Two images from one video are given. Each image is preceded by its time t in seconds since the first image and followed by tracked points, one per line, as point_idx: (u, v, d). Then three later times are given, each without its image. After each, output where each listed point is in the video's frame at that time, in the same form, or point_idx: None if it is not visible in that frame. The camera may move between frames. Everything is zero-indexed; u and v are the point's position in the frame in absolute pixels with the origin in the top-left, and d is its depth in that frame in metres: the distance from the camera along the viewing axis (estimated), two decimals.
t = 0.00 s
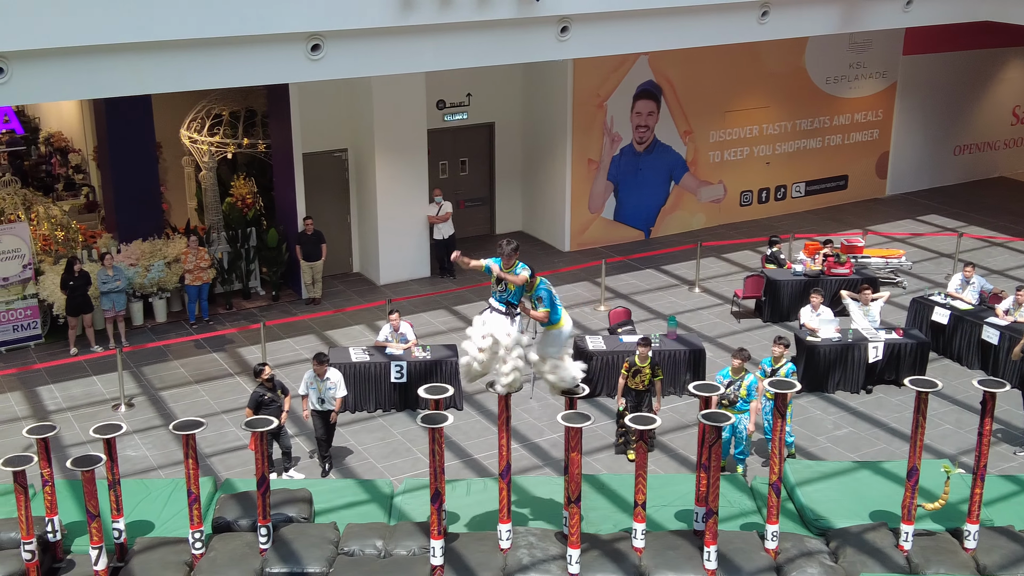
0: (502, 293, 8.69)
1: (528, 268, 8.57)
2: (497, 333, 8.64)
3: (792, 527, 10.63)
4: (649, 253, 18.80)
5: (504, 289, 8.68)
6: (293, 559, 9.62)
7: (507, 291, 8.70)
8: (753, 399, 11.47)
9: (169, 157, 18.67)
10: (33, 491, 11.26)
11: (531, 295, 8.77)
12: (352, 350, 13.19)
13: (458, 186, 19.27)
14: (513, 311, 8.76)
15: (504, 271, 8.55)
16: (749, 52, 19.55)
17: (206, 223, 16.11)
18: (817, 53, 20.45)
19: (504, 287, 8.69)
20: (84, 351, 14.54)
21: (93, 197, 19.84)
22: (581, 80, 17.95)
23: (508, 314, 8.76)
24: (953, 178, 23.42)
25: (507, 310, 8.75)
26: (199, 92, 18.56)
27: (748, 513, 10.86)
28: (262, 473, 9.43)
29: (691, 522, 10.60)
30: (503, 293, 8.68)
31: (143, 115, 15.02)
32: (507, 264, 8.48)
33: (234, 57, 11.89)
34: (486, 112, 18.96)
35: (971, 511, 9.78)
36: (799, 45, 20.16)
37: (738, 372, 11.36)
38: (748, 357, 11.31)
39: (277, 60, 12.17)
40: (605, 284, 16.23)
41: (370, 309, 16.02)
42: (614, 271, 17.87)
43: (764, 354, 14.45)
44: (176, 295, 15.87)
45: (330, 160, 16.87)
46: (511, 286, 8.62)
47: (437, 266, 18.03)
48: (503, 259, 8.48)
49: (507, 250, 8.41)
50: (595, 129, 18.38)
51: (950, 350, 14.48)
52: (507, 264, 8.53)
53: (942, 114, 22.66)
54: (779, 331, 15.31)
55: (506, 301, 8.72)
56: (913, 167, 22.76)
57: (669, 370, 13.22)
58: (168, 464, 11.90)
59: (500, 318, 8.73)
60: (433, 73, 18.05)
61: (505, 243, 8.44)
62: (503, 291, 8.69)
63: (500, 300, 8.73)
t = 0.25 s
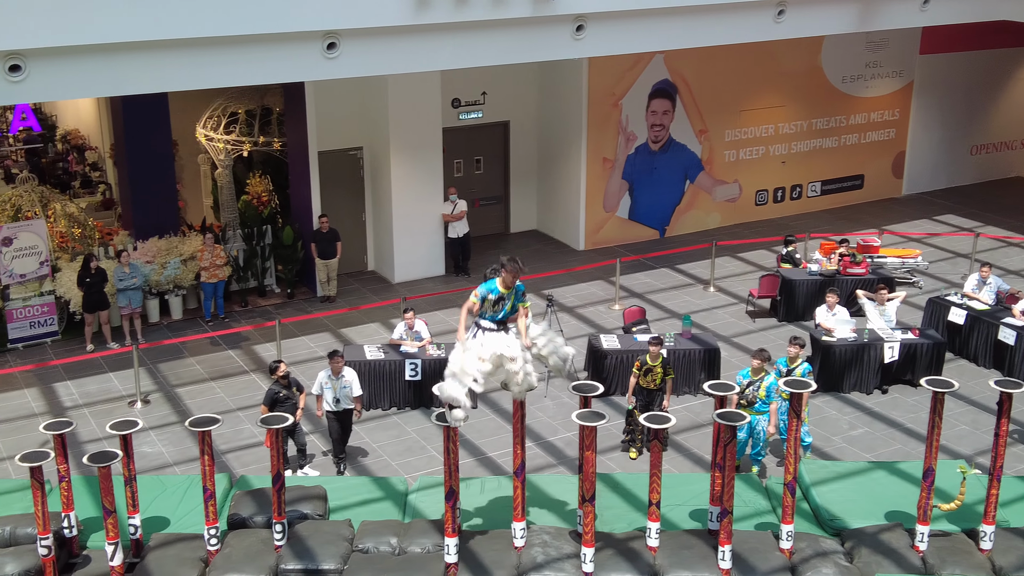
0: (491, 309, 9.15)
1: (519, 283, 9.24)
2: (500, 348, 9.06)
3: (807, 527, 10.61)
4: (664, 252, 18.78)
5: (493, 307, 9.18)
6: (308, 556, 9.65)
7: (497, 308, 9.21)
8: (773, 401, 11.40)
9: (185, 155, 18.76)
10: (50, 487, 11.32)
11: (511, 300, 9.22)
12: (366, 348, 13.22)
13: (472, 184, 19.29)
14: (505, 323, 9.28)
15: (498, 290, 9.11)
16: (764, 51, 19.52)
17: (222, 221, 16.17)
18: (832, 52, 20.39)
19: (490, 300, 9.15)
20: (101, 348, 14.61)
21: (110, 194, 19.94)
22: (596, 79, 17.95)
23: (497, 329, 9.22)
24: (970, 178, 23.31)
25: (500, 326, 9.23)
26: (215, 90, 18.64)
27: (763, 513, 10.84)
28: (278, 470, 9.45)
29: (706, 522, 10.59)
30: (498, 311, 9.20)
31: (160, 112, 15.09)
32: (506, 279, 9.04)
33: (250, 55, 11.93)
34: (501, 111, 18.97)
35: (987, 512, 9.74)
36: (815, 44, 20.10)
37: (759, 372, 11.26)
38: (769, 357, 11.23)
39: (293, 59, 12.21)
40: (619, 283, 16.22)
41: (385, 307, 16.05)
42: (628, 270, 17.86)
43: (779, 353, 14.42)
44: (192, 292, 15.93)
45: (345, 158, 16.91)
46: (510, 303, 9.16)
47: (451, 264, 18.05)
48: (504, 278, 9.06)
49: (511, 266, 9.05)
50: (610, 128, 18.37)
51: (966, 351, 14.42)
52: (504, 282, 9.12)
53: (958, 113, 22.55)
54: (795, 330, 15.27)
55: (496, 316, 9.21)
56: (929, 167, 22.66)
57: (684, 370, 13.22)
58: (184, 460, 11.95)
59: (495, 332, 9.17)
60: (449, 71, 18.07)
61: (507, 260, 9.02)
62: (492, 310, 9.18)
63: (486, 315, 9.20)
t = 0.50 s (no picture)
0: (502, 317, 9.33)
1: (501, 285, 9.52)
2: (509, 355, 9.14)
3: (827, 526, 10.58)
4: (684, 250, 18.74)
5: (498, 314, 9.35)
6: (327, 551, 9.69)
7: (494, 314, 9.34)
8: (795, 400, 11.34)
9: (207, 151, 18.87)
10: (72, 480, 11.42)
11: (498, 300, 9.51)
12: (386, 344, 13.27)
13: (492, 180, 19.30)
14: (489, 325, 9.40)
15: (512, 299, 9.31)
16: (786, 48, 19.44)
17: (244, 216, 16.25)
18: (854, 50, 20.29)
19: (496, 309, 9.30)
20: (122, 342, 14.72)
21: (132, 189, 20.07)
22: (617, 76, 17.92)
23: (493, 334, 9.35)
24: (993, 176, 23.13)
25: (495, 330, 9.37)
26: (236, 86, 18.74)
27: (782, 512, 10.81)
28: (297, 465, 9.50)
29: (725, 520, 10.57)
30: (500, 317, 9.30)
31: (182, 108, 15.17)
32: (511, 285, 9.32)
33: (272, 51, 11.97)
34: (521, 107, 18.97)
35: (1008, 513, 9.69)
36: (836, 41, 20.01)
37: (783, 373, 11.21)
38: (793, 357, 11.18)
39: (314, 55, 12.25)
40: (638, 280, 16.20)
41: (404, 303, 16.09)
42: (648, 267, 17.83)
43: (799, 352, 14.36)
44: (213, 287, 16.01)
45: (366, 154, 16.96)
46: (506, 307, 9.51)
47: (470, 260, 18.07)
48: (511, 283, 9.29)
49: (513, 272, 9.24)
50: (631, 125, 18.34)
51: (988, 350, 14.33)
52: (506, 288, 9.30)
53: (981, 111, 22.39)
54: (815, 329, 15.20)
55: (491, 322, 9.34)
56: (952, 165, 22.51)
57: (703, 368, 13.21)
58: (205, 454, 12.02)
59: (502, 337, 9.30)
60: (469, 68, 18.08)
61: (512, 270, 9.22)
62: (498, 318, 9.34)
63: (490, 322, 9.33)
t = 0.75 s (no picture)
0: (525, 303, 8.97)
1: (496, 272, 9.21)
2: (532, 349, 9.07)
3: (847, 524, 10.54)
4: (705, 246, 18.69)
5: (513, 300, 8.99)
6: (347, 543, 9.73)
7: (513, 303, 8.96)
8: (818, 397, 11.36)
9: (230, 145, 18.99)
10: (94, 471, 11.51)
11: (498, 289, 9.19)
12: (407, 338, 13.30)
13: (513, 175, 19.29)
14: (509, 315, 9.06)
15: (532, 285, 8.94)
16: (808, 44, 19.33)
17: (266, 210, 16.32)
18: (878, 45, 20.16)
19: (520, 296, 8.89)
20: (145, 334, 14.82)
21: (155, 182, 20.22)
22: (638, 71, 17.88)
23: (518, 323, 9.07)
24: (1018, 173, 22.93)
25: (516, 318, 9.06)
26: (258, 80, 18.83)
27: (802, 509, 10.78)
28: (318, 457, 9.54)
29: (745, 516, 10.55)
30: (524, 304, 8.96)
31: (205, 102, 15.25)
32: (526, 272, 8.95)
33: (293, 45, 12.01)
34: (543, 102, 18.95)
35: None
36: (860, 36, 19.88)
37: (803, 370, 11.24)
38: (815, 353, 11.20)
39: (336, 49, 12.28)
40: (659, 276, 16.17)
41: (425, 298, 16.12)
42: (669, 263, 17.79)
43: (820, 348, 14.30)
44: (235, 280, 16.09)
45: (387, 148, 16.99)
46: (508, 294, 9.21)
47: (491, 255, 18.08)
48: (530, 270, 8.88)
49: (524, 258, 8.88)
50: (653, 120, 18.29)
51: (1011, 348, 14.22)
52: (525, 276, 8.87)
53: (1006, 107, 22.19)
54: (837, 326, 15.13)
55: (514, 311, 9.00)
56: (976, 162, 22.32)
57: (723, 364, 13.18)
58: (226, 446, 12.09)
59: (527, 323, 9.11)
60: (491, 62, 18.07)
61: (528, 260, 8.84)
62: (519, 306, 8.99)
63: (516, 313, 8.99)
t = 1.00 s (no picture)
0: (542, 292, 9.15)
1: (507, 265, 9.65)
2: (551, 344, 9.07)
3: (867, 520, 10.49)
4: (725, 240, 18.62)
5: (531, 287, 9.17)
6: (365, 535, 9.77)
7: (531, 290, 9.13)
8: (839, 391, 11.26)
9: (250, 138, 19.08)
10: (115, 461, 11.60)
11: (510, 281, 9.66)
12: (426, 330, 13.32)
13: (533, 169, 19.27)
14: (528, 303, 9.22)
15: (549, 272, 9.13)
16: (830, 37, 19.22)
17: (286, 202, 16.38)
18: (901, 39, 20.01)
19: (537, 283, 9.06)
20: (166, 326, 14.91)
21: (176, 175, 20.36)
22: (659, 65, 17.82)
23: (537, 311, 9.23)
24: None
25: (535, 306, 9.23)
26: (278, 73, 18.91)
27: (821, 504, 10.74)
28: (337, 449, 9.58)
29: (763, 511, 10.52)
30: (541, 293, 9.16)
31: (226, 95, 15.32)
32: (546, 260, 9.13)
33: (314, 38, 12.04)
34: (563, 96, 18.93)
35: None
36: (883, 30, 19.74)
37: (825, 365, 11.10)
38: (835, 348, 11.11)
39: (357, 42, 12.30)
40: (679, 270, 16.13)
41: (444, 291, 16.15)
42: (689, 257, 17.74)
43: (840, 344, 14.23)
44: (255, 272, 16.16)
45: (407, 142, 17.02)
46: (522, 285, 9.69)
47: (510, 249, 18.08)
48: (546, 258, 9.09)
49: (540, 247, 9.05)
50: (673, 114, 18.23)
51: None
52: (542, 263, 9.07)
53: None
54: (858, 321, 15.05)
55: (533, 298, 9.17)
56: (999, 157, 22.14)
57: (743, 359, 13.13)
58: (246, 437, 12.16)
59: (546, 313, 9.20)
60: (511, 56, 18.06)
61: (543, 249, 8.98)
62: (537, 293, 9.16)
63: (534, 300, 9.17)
